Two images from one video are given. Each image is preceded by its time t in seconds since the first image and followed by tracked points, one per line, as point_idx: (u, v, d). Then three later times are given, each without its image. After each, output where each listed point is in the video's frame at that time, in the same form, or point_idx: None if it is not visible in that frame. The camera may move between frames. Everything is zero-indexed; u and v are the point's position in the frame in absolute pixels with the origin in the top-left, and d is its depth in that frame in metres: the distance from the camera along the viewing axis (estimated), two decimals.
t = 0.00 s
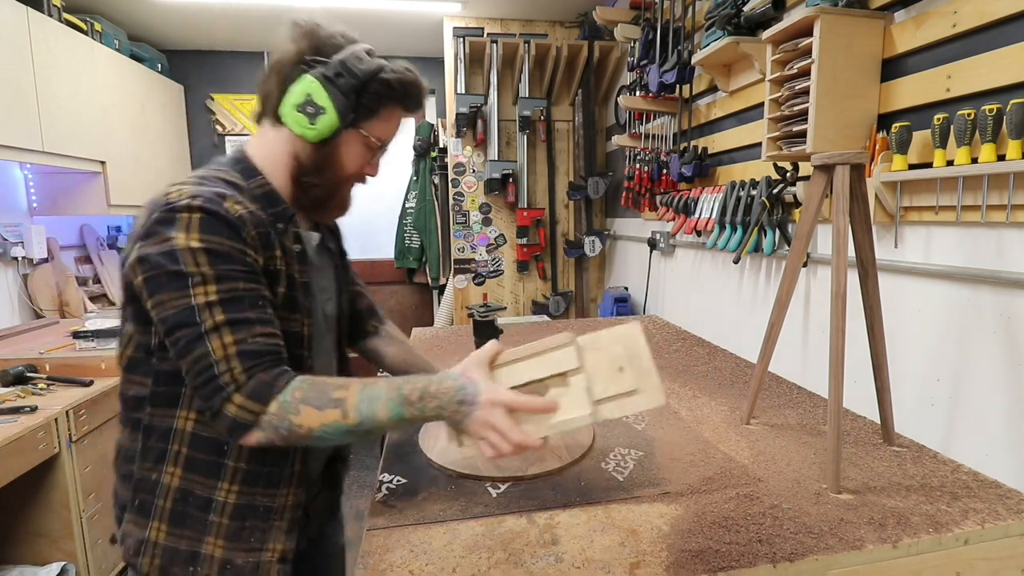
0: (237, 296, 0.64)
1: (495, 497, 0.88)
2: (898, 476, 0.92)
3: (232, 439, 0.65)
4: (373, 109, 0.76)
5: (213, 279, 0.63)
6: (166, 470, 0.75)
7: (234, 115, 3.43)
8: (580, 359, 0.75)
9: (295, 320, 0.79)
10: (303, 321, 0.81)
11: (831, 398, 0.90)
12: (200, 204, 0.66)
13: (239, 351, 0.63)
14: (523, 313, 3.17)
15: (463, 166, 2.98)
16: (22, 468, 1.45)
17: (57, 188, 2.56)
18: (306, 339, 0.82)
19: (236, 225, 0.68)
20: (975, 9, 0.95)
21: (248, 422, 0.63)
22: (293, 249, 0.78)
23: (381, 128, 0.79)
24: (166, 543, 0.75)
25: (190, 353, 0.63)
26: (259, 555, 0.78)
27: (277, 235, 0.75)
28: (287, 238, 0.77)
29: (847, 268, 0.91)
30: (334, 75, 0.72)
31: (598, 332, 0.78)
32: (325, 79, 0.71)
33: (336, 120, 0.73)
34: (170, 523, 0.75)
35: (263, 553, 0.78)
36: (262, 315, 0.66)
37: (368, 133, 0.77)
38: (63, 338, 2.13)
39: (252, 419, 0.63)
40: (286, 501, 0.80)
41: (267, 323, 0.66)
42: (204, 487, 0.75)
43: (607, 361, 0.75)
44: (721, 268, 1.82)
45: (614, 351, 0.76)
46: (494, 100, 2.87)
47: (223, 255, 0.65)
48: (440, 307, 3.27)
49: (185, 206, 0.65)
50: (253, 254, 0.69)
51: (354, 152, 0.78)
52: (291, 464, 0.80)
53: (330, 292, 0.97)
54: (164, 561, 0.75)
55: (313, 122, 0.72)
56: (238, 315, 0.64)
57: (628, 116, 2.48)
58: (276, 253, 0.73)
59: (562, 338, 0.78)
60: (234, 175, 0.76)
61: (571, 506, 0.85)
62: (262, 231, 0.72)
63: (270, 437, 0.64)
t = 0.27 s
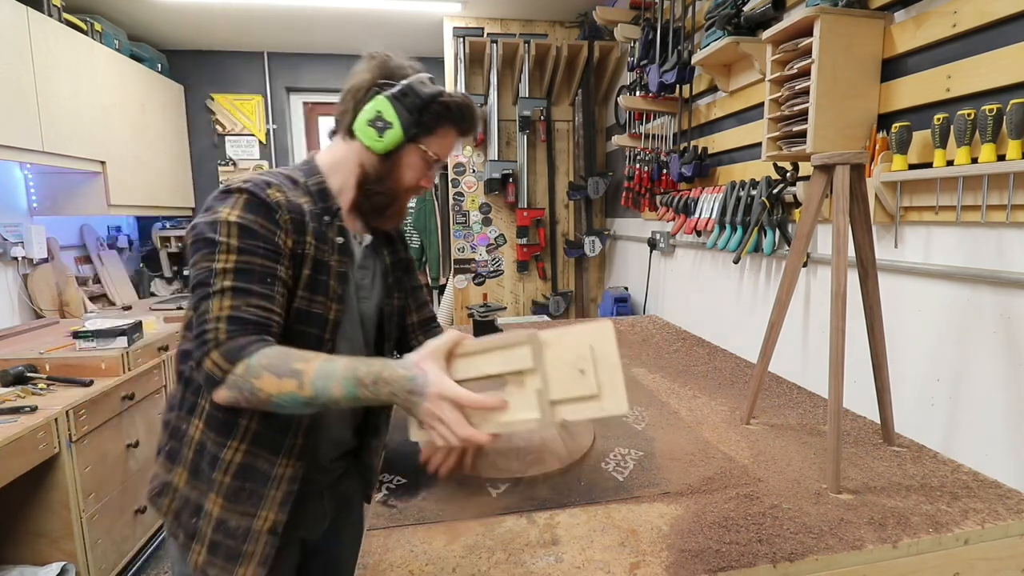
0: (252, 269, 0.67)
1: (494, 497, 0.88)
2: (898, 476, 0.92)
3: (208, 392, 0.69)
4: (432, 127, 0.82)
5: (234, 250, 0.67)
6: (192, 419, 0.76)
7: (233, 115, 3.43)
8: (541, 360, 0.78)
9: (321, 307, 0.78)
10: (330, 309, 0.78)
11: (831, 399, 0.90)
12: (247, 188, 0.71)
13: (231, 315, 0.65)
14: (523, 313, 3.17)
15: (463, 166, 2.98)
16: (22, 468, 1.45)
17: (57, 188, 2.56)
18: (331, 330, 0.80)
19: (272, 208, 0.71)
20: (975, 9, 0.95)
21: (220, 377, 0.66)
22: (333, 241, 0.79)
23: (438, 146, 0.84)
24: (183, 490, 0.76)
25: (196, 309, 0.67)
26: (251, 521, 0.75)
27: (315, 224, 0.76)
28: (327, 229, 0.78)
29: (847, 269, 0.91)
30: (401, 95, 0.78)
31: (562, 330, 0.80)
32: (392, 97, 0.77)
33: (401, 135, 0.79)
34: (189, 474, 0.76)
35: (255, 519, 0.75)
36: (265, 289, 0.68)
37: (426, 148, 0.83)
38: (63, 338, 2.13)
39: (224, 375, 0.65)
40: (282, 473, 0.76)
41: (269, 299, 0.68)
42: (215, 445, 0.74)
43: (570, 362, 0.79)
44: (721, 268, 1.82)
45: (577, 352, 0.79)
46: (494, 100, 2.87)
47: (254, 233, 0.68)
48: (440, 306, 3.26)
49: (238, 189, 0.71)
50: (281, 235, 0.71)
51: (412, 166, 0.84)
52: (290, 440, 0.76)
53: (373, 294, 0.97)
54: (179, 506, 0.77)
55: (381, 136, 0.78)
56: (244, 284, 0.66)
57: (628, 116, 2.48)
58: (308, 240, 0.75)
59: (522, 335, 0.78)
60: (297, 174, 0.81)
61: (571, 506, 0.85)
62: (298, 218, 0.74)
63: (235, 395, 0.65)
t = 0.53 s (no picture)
0: (245, 260, 0.75)
1: (495, 497, 0.88)
2: (898, 477, 0.92)
3: (176, 371, 0.75)
4: (441, 131, 0.85)
5: (229, 241, 0.75)
6: (202, 407, 0.86)
7: (233, 115, 3.43)
8: (495, 355, 0.74)
9: (321, 304, 0.86)
10: (330, 306, 0.87)
11: (831, 399, 0.90)
12: (257, 187, 0.80)
13: (210, 302, 0.73)
14: (523, 313, 3.17)
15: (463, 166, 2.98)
16: (22, 468, 1.45)
17: (57, 188, 2.56)
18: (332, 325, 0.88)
19: (275, 207, 0.79)
20: (975, 9, 0.95)
21: (186, 356, 0.72)
22: (340, 242, 0.87)
23: (448, 150, 0.88)
24: (193, 473, 0.85)
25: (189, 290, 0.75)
26: (266, 494, 0.87)
27: (319, 225, 0.84)
28: (334, 230, 0.86)
29: (847, 269, 0.91)
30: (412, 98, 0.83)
31: (521, 329, 0.79)
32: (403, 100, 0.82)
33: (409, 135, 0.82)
34: (200, 457, 0.85)
35: (269, 492, 0.87)
36: (250, 281, 0.75)
37: (437, 153, 0.87)
38: (63, 338, 2.13)
39: (190, 355, 0.71)
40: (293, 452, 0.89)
41: (252, 290, 0.76)
42: (229, 429, 0.85)
43: (522, 360, 0.76)
44: (721, 268, 1.82)
45: (531, 350, 0.77)
46: (494, 100, 2.87)
47: (253, 228, 0.76)
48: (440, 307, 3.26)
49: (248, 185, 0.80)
50: (280, 233, 0.79)
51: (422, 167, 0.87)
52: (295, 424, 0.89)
53: (385, 294, 0.98)
54: (190, 487, 0.86)
55: (389, 135, 0.83)
56: (231, 275, 0.74)
57: (629, 116, 2.49)
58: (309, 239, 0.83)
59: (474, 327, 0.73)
60: (314, 174, 0.90)
61: (571, 506, 0.85)
62: (302, 219, 0.82)
63: (195, 377, 0.71)
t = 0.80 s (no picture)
0: (229, 260, 0.75)
1: (494, 497, 0.88)
2: (898, 476, 0.92)
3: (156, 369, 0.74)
4: (437, 134, 0.84)
5: (214, 241, 0.75)
6: (196, 405, 0.88)
7: (233, 115, 3.43)
8: (467, 364, 0.71)
9: (311, 305, 0.86)
10: (320, 307, 0.87)
11: (831, 399, 0.90)
12: (246, 189, 0.81)
13: (190, 302, 0.73)
14: (523, 313, 3.17)
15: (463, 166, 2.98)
16: (22, 468, 1.45)
17: (57, 188, 2.56)
18: (324, 326, 0.89)
19: (263, 208, 0.80)
20: (975, 9, 0.95)
21: (163, 357, 0.71)
22: (332, 243, 0.87)
23: (443, 153, 0.86)
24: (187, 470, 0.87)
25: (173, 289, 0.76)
26: (255, 495, 0.87)
27: (310, 226, 0.85)
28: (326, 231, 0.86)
29: (847, 269, 0.91)
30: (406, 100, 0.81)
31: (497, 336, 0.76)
32: (398, 101, 0.80)
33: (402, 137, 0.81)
34: (193, 454, 0.87)
35: (258, 494, 0.88)
36: (232, 283, 0.75)
37: (432, 156, 0.86)
38: (63, 338, 2.13)
39: (167, 356, 0.71)
40: (283, 455, 0.88)
41: (234, 291, 0.76)
42: (220, 428, 0.86)
43: (493, 372, 0.71)
44: (721, 268, 1.82)
45: (504, 360, 0.72)
46: (494, 100, 2.87)
47: (239, 229, 0.77)
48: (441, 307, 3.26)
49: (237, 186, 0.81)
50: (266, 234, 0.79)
51: (416, 170, 0.86)
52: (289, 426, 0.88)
53: (378, 296, 0.96)
54: (184, 483, 0.88)
55: (383, 138, 0.81)
56: (214, 276, 0.74)
57: (629, 116, 2.49)
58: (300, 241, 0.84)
59: (444, 338, 0.73)
60: (309, 174, 0.91)
61: (571, 506, 0.85)
62: (292, 220, 0.83)
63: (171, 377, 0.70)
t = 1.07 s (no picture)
0: (220, 271, 0.74)
1: (495, 497, 0.88)
2: (898, 476, 0.92)
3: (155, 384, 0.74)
4: (432, 140, 0.83)
5: (203, 252, 0.73)
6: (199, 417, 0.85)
7: (233, 115, 3.43)
8: (469, 402, 0.65)
9: (310, 310, 0.86)
10: (319, 312, 0.86)
11: (831, 398, 0.90)
12: (235, 194, 0.78)
13: (181, 317, 0.71)
14: (523, 313, 3.17)
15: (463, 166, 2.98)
16: (22, 468, 1.45)
17: (57, 188, 2.56)
18: (323, 331, 0.88)
19: (254, 215, 0.78)
20: (975, 9, 0.95)
21: (157, 374, 0.70)
22: (326, 247, 0.86)
23: (437, 158, 0.87)
24: (194, 483, 0.85)
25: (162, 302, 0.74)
26: (268, 501, 0.86)
27: (304, 231, 0.83)
28: (320, 235, 0.85)
29: (847, 269, 0.91)
30: (403, 108, 0.79)
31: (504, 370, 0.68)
32: (394, 109, 0.78)
33: (396, 145, 0.80)
34: (199, 466, 0.84)
35: (271, 498, 0.86)
36: (224, 296, 0.74)
37: (426, 161, 0.86)
38: (63, 338, 2.13)
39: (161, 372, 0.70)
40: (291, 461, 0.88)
41: (227, 304, 0.74)
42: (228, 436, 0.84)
43: (497, 409, 0.65)
44: (721, 268, 1.82)
45: (508, 397, 0.65)
46: (494, 100, 2.87)
47: (230, 238, 0.75)
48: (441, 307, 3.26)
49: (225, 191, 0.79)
50: (258, 242, 0.78)
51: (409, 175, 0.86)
52: (290, 435, 0.87)
53: (374, 298, 0.98)
54: (191, 496, 0.85)
55: (377, 146, 0.80)
56: (205, 288, 0.73)
57: (628, 116, 2.49)
58: (294, 247, 0.82)
59: (447, 372, 0.64)
60: (299, 175, 0.89)
61: (571, 506, 0.85)
62: (284, 226, 0.81)
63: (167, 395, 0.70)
